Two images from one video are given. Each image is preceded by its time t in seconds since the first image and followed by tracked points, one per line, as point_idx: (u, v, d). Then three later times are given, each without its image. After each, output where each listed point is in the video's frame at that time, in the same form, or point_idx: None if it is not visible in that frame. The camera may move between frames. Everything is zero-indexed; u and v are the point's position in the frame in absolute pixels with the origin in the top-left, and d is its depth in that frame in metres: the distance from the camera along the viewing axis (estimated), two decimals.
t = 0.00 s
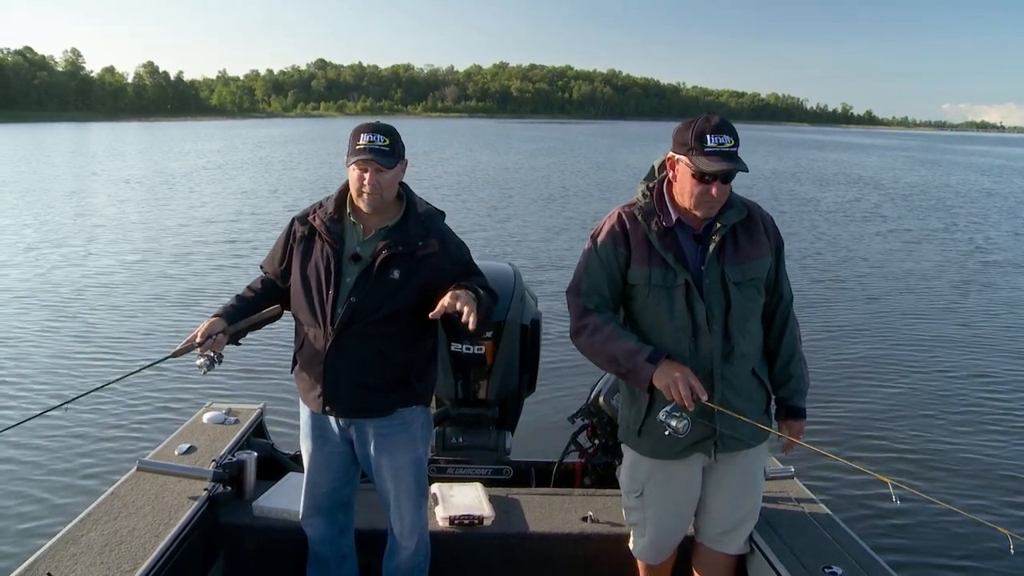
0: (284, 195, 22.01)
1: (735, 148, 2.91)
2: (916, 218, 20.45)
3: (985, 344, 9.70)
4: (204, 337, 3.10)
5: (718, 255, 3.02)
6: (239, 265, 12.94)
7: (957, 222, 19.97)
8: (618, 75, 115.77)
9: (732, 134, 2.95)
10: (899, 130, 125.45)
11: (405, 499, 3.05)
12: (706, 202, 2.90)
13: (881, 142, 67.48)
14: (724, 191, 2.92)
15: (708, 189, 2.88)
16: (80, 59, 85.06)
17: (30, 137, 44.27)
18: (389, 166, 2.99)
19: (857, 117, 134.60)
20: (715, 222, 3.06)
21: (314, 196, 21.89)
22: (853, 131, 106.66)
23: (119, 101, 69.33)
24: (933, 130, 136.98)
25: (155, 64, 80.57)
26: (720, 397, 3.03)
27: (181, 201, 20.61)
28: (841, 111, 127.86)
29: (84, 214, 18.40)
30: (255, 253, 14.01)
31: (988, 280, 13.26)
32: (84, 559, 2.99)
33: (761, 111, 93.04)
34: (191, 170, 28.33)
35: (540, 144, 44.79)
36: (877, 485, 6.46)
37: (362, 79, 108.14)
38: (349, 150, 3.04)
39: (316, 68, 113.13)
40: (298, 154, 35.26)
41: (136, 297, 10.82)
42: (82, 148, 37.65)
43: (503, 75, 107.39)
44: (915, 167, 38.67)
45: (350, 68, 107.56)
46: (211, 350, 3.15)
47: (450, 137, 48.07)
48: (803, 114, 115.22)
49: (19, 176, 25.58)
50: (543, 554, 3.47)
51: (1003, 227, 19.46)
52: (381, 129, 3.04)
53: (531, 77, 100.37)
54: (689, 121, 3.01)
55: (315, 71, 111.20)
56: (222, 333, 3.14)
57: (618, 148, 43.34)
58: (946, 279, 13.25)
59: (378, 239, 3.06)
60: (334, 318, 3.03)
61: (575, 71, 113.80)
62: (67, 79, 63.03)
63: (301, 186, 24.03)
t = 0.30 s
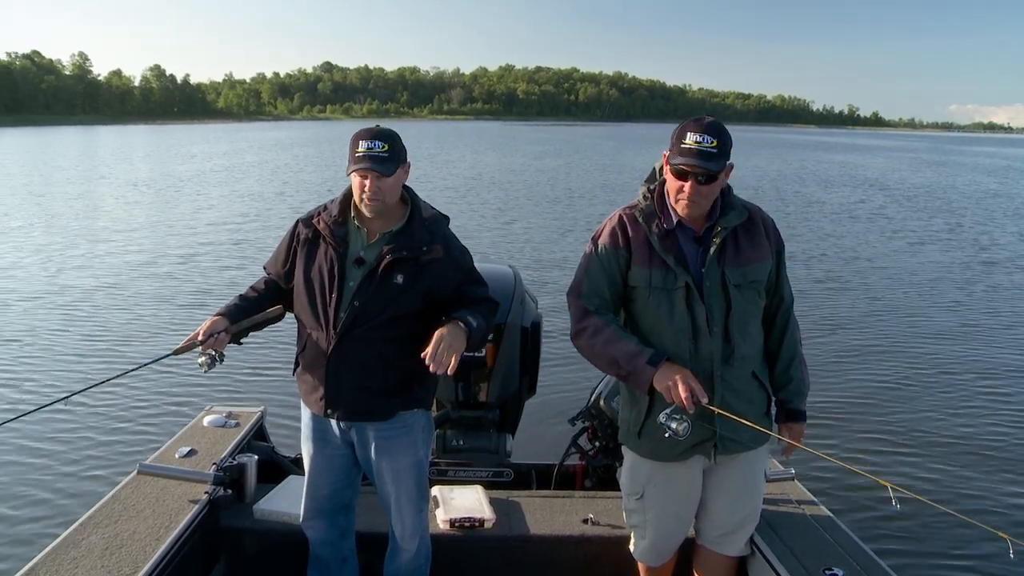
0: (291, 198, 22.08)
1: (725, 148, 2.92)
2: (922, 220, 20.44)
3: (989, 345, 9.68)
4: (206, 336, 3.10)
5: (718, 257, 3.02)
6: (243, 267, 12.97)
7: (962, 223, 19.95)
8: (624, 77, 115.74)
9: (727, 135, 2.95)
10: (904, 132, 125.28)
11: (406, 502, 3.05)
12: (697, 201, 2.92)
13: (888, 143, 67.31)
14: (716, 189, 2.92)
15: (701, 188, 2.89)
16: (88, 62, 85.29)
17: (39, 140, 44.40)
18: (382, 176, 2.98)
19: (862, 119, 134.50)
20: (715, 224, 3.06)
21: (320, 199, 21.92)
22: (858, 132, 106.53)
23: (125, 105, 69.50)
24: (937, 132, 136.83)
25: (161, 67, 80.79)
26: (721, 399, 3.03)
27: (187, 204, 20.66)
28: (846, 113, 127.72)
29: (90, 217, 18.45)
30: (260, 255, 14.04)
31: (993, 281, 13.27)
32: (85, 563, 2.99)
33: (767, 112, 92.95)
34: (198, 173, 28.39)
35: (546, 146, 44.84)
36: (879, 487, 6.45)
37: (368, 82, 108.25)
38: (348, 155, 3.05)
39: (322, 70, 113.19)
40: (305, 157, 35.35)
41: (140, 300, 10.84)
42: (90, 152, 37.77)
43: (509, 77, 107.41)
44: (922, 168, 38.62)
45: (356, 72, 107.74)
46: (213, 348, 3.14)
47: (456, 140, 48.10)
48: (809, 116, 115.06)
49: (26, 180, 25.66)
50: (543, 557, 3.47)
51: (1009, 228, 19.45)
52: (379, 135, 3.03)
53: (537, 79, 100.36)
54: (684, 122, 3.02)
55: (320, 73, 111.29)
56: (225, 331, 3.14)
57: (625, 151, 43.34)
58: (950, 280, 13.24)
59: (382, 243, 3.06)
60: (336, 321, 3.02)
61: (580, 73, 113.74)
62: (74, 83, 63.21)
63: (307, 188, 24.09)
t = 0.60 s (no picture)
0: (297, 199, 22.12)
1: (713, 146, 2.91)
2: (927, 219, 20.43)
3: (995, 344, 9.65)
4: (208, 334, 3.11)
5: (719, 258, 3.02)
6: (248, 269, 12.99)
7: (968, 223, 19.90)
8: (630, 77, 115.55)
9: (721, 135, 2.96)
10: (910, 131, 124.93)
11: (406, 503, 3.05)
12: (693, 201, 2.92)
13: (896, 143, 67.06)
14: (710, 190, 2.92)
15: (696, 188, 2.90)
16: (94, 66, 85.46)
17: (48, 143, 44.56)
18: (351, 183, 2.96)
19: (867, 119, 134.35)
20: (715, 224, 3.06)
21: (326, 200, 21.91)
22: (864, 132, 106.37)
23: (132, 108, 69.65)
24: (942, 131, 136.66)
25: (168, 70, 80.99)
26: (722, 399, 3.03)
27: (193, 206, 20.69)
28: (851, 113, 127.52)
29: (97, 219, 18.49)
30: (265, 256, 14.07)
31: (998, 279, 13.26)
32: (87, 565, 2.99)
33: (773, 113, 92.86)
34: (205, 176, 28.42)
35: (551, 147, 44.85)
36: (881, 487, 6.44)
37: (373, 83, 108.31)
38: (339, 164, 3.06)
39: (327, 72, 113.19)
40: (310, 159, 35.43)
41: (144, 301, 10.85)
42: (98, 155, 37.88)
43: (514, 78, 107.36)
44: (928, 168, 38.56)
45: (361, 74, 107.85)
46: (215, 346, 3.15)
47: (463, 141, 48.10)
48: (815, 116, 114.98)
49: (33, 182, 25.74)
50: (545, 558, 3.47)
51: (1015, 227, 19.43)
52: (367, 143, 3.01)
53: (542, 80, 100.24)
54: (680, 123, 3.03)
55: (325, 75, 111.31)
56: (227, 329, 3.15)
57: (631, 151, 43.26)
58: (957, 279, 13.20)
59: (385, 246, 3.05)
60: (338, 323, 3.02)
61: (586, 73, 113.57)
62: (81, 86, 63.41)
63: (313, 190, 24.13)
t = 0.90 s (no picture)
0: (302, 200, 22.15)
1: (708, 145, 2.90)
2: (933, 217, 20.39)
3: (999, 341, 9.62)
4: (209, 330, 3.11)
5: (719, 256, 3.02)
6: (252, 270, 13.00)
7: (974, 220, 19.86)
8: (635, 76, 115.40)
9: (717, 131, 2.95)
10: (916, 130, 124.63)
11: (405, 504, 3.05)
12: (690, 199, 2.92)
13: (903, 143, 66.77)
14: (707, 188, 2.92)
15: (692, 187, 2.90)
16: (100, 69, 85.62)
17: (56, 146, 44.65)
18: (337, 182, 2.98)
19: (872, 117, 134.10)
20: (715, 223, 3.06)
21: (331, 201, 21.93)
22: (870, 131, 106.14)
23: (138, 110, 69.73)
24: (946, 129, 136.41)
25: (174, 73, 81.07)
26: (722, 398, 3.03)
27: (199, 207, 20.71)
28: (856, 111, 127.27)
29: (103, 221, 18.53)
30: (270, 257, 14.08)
31: (1003, 277, 13.24)
32: (87, 567, 3.00)
33: (778, 111, 92.69)
34: (211, 177, 28.49)
35: (557, 147, 44.84)
36: (883, 485, 6.42)
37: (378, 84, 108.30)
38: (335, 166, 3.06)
39: (332, 73, 113.28)
40: (316, 160, 35.47)
41: (148, 302, 10.86)
42: (106, 157, 37.98)
43: (519, 79, 107.29)
44: (934, 166, 38.48)
45: (366, 75, 107.89)
46: (217, 343, 3.15)
47: (469, 142, 48.09)
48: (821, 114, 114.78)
49: (40, 184, 25.83)
50: (546, 557, 3.47)
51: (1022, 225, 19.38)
52: (360, 146, 3.00)
53: (547, 80, 100.13)
54: (677, 121, 3.03)
55: (331, 76, 111.37)
56: (228, 326, 3.15)
57: (636, 151, 43.23)
58: (962, 277, 13.16)
59: (384, 247, 3.06)
60: (337, 323, 3.03)
61: (591, 73, 113.45)
62: (88, 89, 63.52)
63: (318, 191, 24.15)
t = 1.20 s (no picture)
0: (307, 199, 22.17)
1: (695, 144, 2.90)
2: (939, 214, 20.36)
3: (1003, 338, 9.60)
4: (210, 330, 3.11)
5: (719, 254, 3.02)
6: (255, 269, 13.00)
7: (979, 218, 19.83)
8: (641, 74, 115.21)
9: (710, 130, 2.95)
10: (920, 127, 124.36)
11: (404, 503, 3.05)
12: (682, 198, 2.93)
13: (908, 140, 66.58)
14: (698, 187, 2.93)
15: (682, 187, 2.91)
16: (105, 68, 85.79)
17: (63, 146, 44.72)
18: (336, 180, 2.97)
19: (876, 115, 133.94)
20: (713, 222, 3.06)
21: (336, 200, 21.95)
22: (875, 128, 105.91)
23: (143, 109, 69.80)
24: (950, 127, 136.20)
25: (178, 72, 81.15)
26: (722, 395, 3.03)
27: (204, 207, 20.74)
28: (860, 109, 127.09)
29: (109, 220, 18.56)
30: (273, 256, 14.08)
31: (1008, 274, 13.21)
32: (87, 566, 3.00)
33: (784, 109, 92.60)
34: (216, 177, 28.47)
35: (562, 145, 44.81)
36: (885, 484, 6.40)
37: (383, 83, 108.28)
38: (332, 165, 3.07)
39: (337, 72, 113.27)
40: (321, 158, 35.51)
41: (151, 301, 10.86)
42: (112, 157, 38.02)
43: (525, 77, 107.19)
44: (941, 163, 38.38)
45: (371, 74, 107.81)
46: (217, 343, 3.15)
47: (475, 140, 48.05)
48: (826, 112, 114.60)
49: (46, 184, 25.88)
50: (546, 555, 3.47)
51: None
52: (355, 144, 3.01)
53: (552, 79, 100.04)
54: (669, 120, 3.04)
55: (336, 75, 111.35)
56: (228, 325, 3.15)
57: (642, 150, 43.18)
58: (967, 275, 13.13)
59: (381, 245, 3.05)
60: (336, 322, 3.03)
61: (597, 72, 113.32)
62: (93, 89, 63.63)
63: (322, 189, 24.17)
